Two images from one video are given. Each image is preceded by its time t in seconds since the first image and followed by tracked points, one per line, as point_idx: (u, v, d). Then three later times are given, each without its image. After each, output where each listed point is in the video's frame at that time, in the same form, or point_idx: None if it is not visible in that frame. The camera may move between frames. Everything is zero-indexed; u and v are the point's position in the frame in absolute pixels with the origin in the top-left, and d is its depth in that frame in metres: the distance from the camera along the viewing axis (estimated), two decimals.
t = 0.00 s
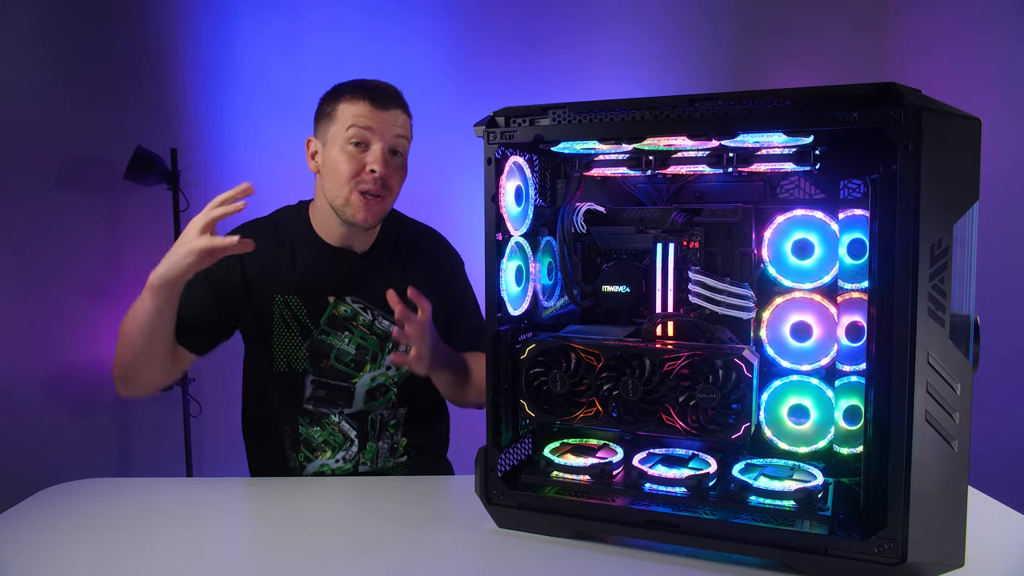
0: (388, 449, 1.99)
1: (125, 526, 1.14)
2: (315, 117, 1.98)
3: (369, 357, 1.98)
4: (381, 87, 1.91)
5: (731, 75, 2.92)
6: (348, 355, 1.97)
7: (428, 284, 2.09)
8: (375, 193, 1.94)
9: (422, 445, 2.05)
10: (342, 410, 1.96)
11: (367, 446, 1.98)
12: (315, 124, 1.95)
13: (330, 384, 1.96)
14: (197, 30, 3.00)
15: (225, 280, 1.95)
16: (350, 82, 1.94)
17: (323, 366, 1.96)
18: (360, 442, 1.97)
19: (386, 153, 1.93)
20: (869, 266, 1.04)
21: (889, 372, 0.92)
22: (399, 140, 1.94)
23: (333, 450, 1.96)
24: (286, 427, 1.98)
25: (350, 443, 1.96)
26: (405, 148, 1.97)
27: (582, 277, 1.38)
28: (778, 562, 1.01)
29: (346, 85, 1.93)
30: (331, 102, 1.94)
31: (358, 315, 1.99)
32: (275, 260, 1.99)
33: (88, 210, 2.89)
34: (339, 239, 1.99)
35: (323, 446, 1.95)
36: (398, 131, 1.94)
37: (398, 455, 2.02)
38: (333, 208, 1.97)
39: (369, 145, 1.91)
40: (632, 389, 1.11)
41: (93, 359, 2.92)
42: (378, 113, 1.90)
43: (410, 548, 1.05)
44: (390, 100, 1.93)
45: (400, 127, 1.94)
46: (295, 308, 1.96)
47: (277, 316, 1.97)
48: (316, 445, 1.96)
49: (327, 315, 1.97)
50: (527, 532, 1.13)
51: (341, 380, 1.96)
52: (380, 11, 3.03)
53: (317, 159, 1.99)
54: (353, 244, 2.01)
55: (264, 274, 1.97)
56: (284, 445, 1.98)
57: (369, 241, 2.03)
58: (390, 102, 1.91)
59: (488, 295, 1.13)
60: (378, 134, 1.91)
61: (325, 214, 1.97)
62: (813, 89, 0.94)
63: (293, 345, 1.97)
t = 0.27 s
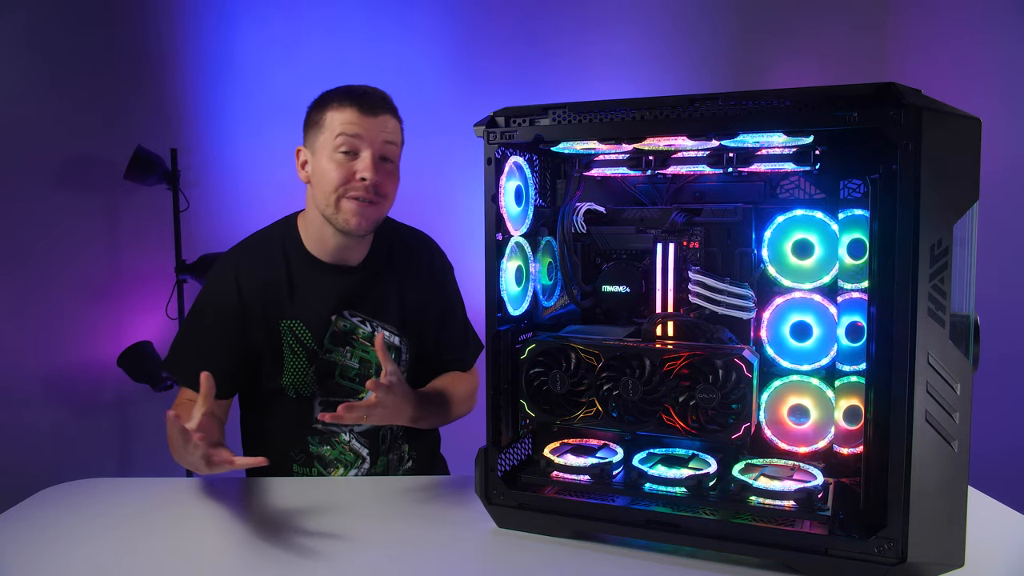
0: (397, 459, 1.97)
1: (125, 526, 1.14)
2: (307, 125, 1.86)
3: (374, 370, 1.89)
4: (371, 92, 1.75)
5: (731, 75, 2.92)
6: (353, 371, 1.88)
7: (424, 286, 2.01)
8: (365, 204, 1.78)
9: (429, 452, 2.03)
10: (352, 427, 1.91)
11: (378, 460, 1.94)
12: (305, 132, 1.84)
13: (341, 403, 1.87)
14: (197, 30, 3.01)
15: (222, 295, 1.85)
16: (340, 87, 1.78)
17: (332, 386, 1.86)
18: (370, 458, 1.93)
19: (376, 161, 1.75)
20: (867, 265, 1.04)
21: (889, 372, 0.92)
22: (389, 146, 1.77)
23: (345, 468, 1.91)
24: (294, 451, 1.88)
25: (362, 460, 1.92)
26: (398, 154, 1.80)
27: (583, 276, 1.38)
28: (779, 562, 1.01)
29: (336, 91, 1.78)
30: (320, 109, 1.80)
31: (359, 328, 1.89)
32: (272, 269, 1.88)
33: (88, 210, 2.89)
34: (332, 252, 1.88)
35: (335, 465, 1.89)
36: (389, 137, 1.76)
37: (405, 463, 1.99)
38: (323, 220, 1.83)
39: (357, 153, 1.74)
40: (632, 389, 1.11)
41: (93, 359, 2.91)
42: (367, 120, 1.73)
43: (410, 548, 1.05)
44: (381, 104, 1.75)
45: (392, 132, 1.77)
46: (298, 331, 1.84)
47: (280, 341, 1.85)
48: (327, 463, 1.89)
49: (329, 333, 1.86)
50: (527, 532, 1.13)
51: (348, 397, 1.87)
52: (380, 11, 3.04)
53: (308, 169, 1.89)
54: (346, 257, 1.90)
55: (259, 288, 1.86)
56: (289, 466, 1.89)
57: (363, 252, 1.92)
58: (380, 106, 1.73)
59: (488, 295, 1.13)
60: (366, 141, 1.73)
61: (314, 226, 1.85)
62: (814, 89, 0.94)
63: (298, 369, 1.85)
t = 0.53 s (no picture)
0: (394, 466, 1.94)
1: (124, 527, 1.14)
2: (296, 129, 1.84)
3: (370, 376, 1.87)
4: (360, 96, 1.74)
5: (731, 75, 2.92)
6: (349, 376, 1.86)
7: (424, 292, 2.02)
8: (358, 210, 1.77)
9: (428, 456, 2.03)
10: (349, 431, 1.86)
11: (374, 464, 1.94)
12: (294, 138, 1.82)
13: (334, 408, 1.86)
14: (197, 31, 3.01)
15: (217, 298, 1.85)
16: (328, 90, 1.77)
17: (326, 391, 1.85)
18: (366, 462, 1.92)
19: (367, 167, 1.75)
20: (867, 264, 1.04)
21: (889, 372, 0.92)
22: (381, 151, 1.76)
23: (341, 469, 1.89)
24: (290, 450, 1.87)
25: (358, 463, 1.91)
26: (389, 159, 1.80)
27: (582, 277, 1.39)
28: (779, 562, 1.01)
29: (324, 95, 1.77)
30: (309, 114, 1.79)
31: (355, 333, 1.89)
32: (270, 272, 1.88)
33: (88, 210, 2.89)
34: (327, 259, 1.87)
35: (330, 467, 1.87)
36: (379, 142, 1.76)
37: (403, 466, 1.96)
38: (317, 226, 1.83)
39: (348, 159, 1.74)
40: (632, 390, 1.11)
41: (94, 359, 2.92)
42: (357, 125, 1.72)
43: (409, 549, 1.05)
44: (371, 108, 1.74)
45: (383, 137, 1.76)
46: (291, 334, 1.85)
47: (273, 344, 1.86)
48: (323, 465, 1.87)
49: (325, 337, 1.86)
50: (528, 532, 1.12)
51: (343, 402, 1.86)
52: (380, 11, 3.04)
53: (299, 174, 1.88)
54: (344, 262, 1.90)
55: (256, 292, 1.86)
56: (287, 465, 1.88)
57: (360, 257, 1.92)
58: (369, 111, 1.73)
59: (488, 295, 1.13)
60: (357, 146, 1.73)
61: (308, 233, 1.84)
62: (815, 89, 0.94)
63: (292, 372, 1.85)
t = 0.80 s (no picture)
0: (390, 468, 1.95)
1: (124, 527, 1.14)
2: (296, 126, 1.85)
3: (369, 377, 1.90)
4: (358, 93, 1.74)
5: (731, 75, 2.93)
6: (348, 377, 1.89)
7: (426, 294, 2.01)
8: (355, 207, 1.78)
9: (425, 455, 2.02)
10: (344, 430, 1.88)
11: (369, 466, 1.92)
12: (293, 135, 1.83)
13: (332, 407, 1.87)
14: (197, 31, 3.01)
15: (214, 298, 1.85)
16: (327, 87, 1.77)
17: (324, 390, 1.86)
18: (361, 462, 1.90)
19: (364, 164, 1.75)
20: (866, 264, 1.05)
21: (889, 372, 0.92)
22: (378, 149, 1.77)
23: (336, 468, 1.88)
24: (286, 447, 1.88)
25: (353, 464, 1.89)
26: (388, 156, 1.80)
27: (582, 276, 1.38)
28: (779, 562, 1.01)
29: (323, 92, 1.76)
30: (307, 111, 1.79)
31: (356, 334, 1.90)
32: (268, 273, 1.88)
33: (88, 210, 2.88)
34: (326, 256, 1.88)
35: (325, 465, 1.87)
36: (377, 139, 1.76)
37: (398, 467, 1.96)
38: (315, 224, 1.84)
39: (345, 157, 1.74)
40: (632, 389, 1.11)
41: (94, 359, 2.92)
42: (355, 122, 1.73)
43: (408, 549, 1.05)
44: (369, 105, 1.74)
45: (380, 134, 1.76)
46: (290, 333, 1.85)
47: (273, 342, 1.86)
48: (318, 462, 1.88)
49: (324, 337, 1.86)
50: (528, 532, 1.12)
51: (342, 402, 1.87)
52: (380, 11, 3.04)
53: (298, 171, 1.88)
54: (343, 260, 1.90)
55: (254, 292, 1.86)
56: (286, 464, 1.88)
57: (360, 255, 1.92)
58: (367, 108, 1.73)
59: (487, 295, 1.13)
60: (354, 144, 1.73)
61: (307, 230, 1.85)
62: (814, 89, 0.94)
63: (290, 371, 1.86)
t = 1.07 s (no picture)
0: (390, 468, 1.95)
1: (124, 527, 1.14)
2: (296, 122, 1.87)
3: (370, 376, 1.90)
4: (354, 88, 1.74)
5: (731, 75, 2.93)
6: (349, 375, 1.88)
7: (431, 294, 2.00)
8: (351, 200, 1.78)
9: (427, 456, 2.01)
10: (344, 428, 1.87)
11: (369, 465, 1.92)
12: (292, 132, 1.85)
13: (333, 406, 1.87)
14: (197, 30, 3.01)
15: (217, 295, 1.86)
16: (324, 82, 1.78)
17: (325, 389, 1.86)
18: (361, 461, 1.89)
19: (359, 158, 1.76)
20: (867, 265, 1.05)
21: (889, 372, 0.92)
22: (375, 143, 1.77)
23: (335, 467, 1.90)
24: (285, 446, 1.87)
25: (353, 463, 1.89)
26: (384, 151, 1.80)
27: (582, 277, 1.38)
28: (779, 562, 1.01)
29: (320, 87, 1.78)
30: (305, 106, 1.81)
31: (358, 333, 1.89)
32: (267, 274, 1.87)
33: (88, 210, 2.89)
34: (326, 253, 1.88)
35: (325, 464, 1.89)
36: (373, 134, 1.76)
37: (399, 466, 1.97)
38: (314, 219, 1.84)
39: (340, 151, 1.75)
40: (632, 389, 1.11)
41: (94, 359, 2.92)
42: (350, 116, 1.73)
43: (408, 549, 1.05)
44: (365, 100, 1.75)
45: (375, 128, 1.76)
46: (292, 331, 1.85)
47: (274, 340, 1.86)
48: (318, 461, 1.89)
49: (326, 336, 1.86)
50: (527, 532, 1.12)
51: (343, 401, 1.87)
52: (380, 11, 3.04)
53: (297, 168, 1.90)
54: (343, 257, 1.90)
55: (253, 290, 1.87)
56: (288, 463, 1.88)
57: (362, 254, 1.91)
58: (362, 104, 1.73)
59: (488, 295, 1.13)
60: (349, 138, 1.74)
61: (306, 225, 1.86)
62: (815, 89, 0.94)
63: (292, 368, 1.86)
